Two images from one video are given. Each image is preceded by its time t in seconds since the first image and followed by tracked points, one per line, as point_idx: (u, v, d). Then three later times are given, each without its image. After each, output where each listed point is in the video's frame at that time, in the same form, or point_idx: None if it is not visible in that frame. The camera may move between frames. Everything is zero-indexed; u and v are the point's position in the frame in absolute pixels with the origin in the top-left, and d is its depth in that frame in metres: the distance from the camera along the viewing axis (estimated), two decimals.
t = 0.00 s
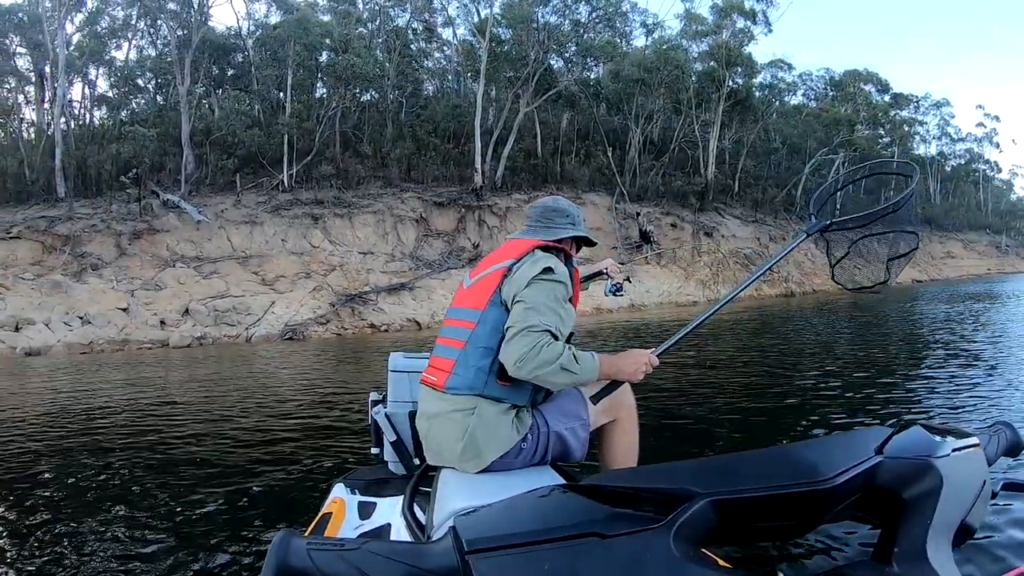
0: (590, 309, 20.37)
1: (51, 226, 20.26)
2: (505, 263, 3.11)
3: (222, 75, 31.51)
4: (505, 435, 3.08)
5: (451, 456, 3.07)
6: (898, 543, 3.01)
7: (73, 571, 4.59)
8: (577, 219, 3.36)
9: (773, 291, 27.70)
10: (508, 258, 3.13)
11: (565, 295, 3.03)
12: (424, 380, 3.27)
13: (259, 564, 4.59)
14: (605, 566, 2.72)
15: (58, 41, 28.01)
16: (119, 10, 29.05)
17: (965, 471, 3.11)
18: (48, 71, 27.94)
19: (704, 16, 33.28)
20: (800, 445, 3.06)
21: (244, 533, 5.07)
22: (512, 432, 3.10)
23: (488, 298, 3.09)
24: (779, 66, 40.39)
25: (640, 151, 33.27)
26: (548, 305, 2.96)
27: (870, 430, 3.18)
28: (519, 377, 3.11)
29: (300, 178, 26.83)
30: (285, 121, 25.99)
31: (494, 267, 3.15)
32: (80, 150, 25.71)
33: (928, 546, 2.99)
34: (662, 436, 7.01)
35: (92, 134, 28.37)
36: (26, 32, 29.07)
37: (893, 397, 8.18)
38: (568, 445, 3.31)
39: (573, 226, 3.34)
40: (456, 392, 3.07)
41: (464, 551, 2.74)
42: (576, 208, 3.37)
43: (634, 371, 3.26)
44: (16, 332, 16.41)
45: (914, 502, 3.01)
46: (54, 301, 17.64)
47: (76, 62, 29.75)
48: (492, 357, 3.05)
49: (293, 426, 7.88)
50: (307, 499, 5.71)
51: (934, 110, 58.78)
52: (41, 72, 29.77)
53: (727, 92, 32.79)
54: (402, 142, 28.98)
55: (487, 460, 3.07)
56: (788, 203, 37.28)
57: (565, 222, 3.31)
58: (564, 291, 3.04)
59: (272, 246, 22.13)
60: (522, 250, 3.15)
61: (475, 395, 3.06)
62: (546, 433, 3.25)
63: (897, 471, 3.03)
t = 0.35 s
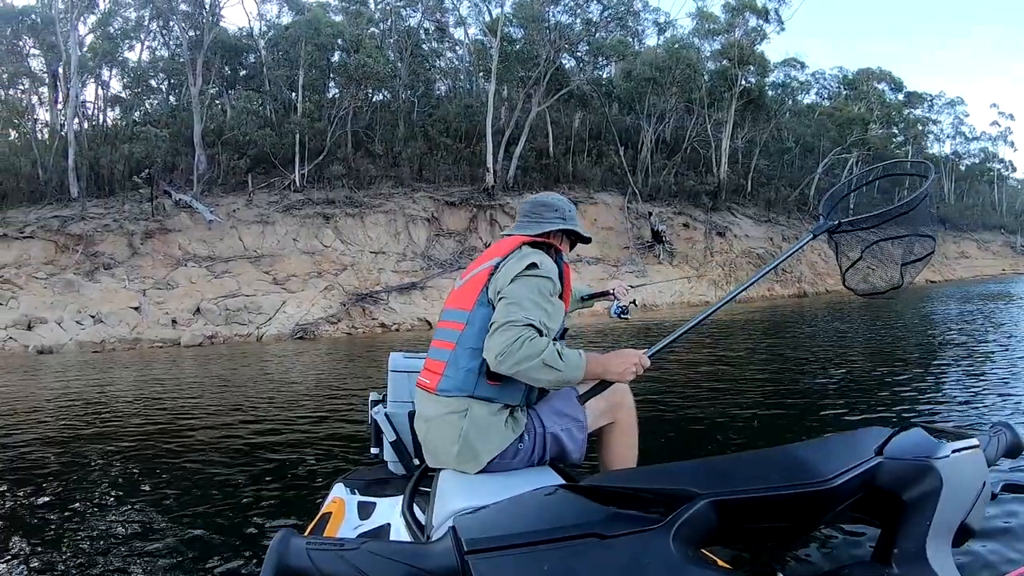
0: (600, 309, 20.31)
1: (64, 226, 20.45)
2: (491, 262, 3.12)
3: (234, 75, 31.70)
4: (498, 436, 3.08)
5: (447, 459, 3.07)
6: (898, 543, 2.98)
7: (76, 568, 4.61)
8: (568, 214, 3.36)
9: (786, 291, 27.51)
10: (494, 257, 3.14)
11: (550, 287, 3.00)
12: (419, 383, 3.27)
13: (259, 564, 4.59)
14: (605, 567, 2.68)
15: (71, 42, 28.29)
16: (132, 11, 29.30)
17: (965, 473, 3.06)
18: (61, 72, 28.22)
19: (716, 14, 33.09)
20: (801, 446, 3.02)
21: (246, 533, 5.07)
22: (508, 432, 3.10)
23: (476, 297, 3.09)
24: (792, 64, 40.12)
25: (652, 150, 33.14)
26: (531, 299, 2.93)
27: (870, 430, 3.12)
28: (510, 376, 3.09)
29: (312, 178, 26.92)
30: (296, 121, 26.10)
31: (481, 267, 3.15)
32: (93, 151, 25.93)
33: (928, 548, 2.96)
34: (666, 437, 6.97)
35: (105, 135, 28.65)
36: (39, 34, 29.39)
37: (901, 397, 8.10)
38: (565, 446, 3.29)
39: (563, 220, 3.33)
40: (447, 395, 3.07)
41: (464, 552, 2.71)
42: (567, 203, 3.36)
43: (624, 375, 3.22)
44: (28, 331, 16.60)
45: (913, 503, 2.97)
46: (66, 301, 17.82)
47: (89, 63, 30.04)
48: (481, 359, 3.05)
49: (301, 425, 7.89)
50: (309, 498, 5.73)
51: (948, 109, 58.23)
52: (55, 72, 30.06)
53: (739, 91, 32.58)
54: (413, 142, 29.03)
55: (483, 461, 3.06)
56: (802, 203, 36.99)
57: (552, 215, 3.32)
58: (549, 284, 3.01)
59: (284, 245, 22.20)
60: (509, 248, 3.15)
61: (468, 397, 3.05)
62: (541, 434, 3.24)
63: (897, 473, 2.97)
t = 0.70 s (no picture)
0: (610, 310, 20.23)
1: (77, 226, 20.67)
2: (463, 262, 3.18)
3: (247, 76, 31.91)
4: (487, 439, 3.01)
5: (443, 460, 3.06)
6: (899, 540, 2.87)
7: (76, 568, 4.60)
8: (546, 204, 3.31)
9: (799, 292, 27.30)
10: (468, 256, 3.20)
11: (506, 268, 3.00)
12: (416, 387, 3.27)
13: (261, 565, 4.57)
14: (605, 568, 2.67)
15: (84, 44, 28.62)
16: (144, 13, 29.61)
17: (967, 471, 2.94)
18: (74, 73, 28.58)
19: (729, 13, 32.95)
20: (800, 442, 2.95)
21: (248, 533, 5.05)
22: (498, 434, 3.04)
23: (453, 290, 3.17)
24: (805, 63, 39.86)
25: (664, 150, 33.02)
26: (479, 281, 2.96)
27: (871, 428, 3.03)
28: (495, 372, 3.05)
29: (323, 178, 27.01)
30: (308, 121, 26.22)
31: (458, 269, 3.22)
32: (106, 151, 26.20)
33: (931, 547, 2.85)
34: (668, 437, 6.92)
35: (119, 136, 28.96)
36: (54, 36, 29.76)
37: (906, 398, 8.01)
38: (563, 449, 3.27)
39: (541, 210, 3.29)
40: (438, 397, 3.08)
41: (464, 551, 2.73)
42: (544, 193, 3.33)
43: (559, 381, 2.87)
44: (41, 330, 16.82)
45: (914, 500, 2.86)
46: (79, 301, 18.02)
47: (102, 65, 30.39)
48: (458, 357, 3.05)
49: (309, 426, 7.86)
50: (311, 498, 5.73)
51: (963, 108, 57.65)
52: (69, 74, 30.43)
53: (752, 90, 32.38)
54: (424, 141, 29.08)
55: (476, 461, 3.03)
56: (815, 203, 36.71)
57: (531, 206, 3.28)
58: (508, 267, 3.01)
59: (295, 246, 22.25)
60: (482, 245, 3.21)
61: (455, 397, 3.04)
62: (538, 437, 3.23)
63: (898, 470, 2.88)
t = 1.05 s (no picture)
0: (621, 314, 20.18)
1: (90, 222, 20.86)
2: (460, 263, 3.11)
3: (261, 75, 32.11)
4: (486, 440, 3.01)
5: (445, 462, 3.04)
6: (902, 535, 2.81)
7: (72, 566, 4.58)
8: (539, 203, 3.24)
9: (812, 296, 27.10)
10: (463, 257, 3.13)
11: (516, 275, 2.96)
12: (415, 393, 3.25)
13: (262, 564, 4.54)
14: (611, 565, 2.66)
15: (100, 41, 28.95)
16: (159, 11, 29.89)
17: (970, 464, 2.87)
18: (89, 71, 28.91)
19: (743, 15, 32.83)
20: (801, 437, 2.91)
21: (249, 533, 5.02)
22: (501, 436, 3.04)
23: (447, 295, 3.09)
24: (820, 66, 39.61)
25: (677, 152, 32.88)
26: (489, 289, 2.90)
27: (873, 421, 2.95)
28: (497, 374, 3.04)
29: (336, 177, 27.11)
30: (321, 121, 26.34)
31: (452, 269, 3.14)
32: (120, 148, 26.47)
33: (935, 541, 2.78)
34: (670, 440, 6.88)
35: (132, 132, 29.25)
36: (70, 33, 30.10)
37: (912, 403, 7.93)
38: (565, 448, 3.25)
39: (537, 209, 3.23)
40: (440, 403, 3.06)
41: (468, 551, 2.70)
42: (537, 193, 3.26)
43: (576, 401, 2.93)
44: (53, 325, 17.12)
45: (917, 494, 2.81)
46: (91, 296, 18.27)
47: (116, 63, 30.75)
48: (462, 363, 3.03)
49: (314, 425, 7.82)
50: (313, 496, 5.72)
51: (978, 112, 57.10)
52: (84, 71, 30.78)
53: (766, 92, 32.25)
54: (437, 141, 29.10)
55: (480, 464, 3.02)
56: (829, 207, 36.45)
57: (531, 206, 3.21)
58: (517, 272, 2.97)
59: (308, 244, 22.30)
60: (478, 245, 3.13)
61: (459, 402, 3.04)
62: (540, 437, 3.18)
63: (901, 463, 2.82)
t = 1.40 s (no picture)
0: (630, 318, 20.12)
1: (104, 218, 21.05)
2: (450, 263, 3.10)
3: (276, 73, 32.31)
4: (479, 436, 2.98)
5: (443, 463, 3.02)
6: (901, 537, 2.72)
7: (71, 559, 4.59)
8: (531, 205, 3.18)
9: (825, 301, 26.89)
10: (453, 258, 3.12)
11: (498, 271, 2.90)
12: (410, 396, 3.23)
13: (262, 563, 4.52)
14: (610, 567, 2.63)
15: (116, 38, 29.30)
16: (175, 9, 30.21)
17: (973, 467, 2.74)
18: (106, 67, 29.29)
19: (759, 17, 32.71)
20: (803, 438, 2.81)
21: (250, 531, 5.00)
22: (499, 434, 3.01)
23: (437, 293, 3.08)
24: (836, 70, 39.35)
25: (692, 155, 32.77)
26: (466, 282, 2.86)
27: (874, 423, 2.84)
28: (492, 372, 3.03)
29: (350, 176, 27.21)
30: (335, 119, 26.47)
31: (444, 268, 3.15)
32: (134, 144, 26.77)
33: (936, 545, 2.68)
34: (672, 444, 6.85)
35: (148, 129, 29.59)
36: (86, 30, 30.47)
37: (919, 410, 7.84)
38: (564, 448, 3.19)
39: (527, 211, 3.16)
40: (434, 403, 3.04)
41: (468, 551, 2.68)
42: (529, 193, 3.19)
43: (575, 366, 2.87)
44: (65, 318, 17.49)
45: (916, 497, 2.70)
46: (104, 290, 18.59)
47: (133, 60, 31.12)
48: (456, 360, 3.01)
49: (323, 425, 7.77)
50: (314, 494, 5.72)
51: (995, 118, 56.45)
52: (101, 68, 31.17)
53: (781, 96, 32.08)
54: (451, 141, 29.14)
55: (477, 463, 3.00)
56: (844, 212, 36.19)
57: (516, 207, 3.15)
58: (502, 268, 2.91)
59: (320, 243, 22.35)
60: (465, 244, 3.10)
61: (453, 402, 3.02)
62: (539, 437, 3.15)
63: (903, 466, 2.72)
